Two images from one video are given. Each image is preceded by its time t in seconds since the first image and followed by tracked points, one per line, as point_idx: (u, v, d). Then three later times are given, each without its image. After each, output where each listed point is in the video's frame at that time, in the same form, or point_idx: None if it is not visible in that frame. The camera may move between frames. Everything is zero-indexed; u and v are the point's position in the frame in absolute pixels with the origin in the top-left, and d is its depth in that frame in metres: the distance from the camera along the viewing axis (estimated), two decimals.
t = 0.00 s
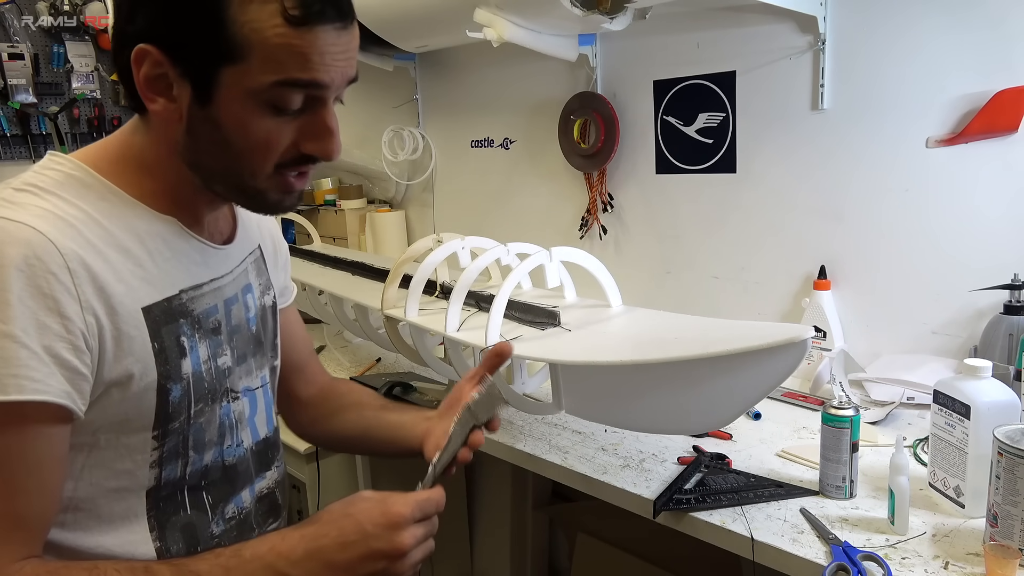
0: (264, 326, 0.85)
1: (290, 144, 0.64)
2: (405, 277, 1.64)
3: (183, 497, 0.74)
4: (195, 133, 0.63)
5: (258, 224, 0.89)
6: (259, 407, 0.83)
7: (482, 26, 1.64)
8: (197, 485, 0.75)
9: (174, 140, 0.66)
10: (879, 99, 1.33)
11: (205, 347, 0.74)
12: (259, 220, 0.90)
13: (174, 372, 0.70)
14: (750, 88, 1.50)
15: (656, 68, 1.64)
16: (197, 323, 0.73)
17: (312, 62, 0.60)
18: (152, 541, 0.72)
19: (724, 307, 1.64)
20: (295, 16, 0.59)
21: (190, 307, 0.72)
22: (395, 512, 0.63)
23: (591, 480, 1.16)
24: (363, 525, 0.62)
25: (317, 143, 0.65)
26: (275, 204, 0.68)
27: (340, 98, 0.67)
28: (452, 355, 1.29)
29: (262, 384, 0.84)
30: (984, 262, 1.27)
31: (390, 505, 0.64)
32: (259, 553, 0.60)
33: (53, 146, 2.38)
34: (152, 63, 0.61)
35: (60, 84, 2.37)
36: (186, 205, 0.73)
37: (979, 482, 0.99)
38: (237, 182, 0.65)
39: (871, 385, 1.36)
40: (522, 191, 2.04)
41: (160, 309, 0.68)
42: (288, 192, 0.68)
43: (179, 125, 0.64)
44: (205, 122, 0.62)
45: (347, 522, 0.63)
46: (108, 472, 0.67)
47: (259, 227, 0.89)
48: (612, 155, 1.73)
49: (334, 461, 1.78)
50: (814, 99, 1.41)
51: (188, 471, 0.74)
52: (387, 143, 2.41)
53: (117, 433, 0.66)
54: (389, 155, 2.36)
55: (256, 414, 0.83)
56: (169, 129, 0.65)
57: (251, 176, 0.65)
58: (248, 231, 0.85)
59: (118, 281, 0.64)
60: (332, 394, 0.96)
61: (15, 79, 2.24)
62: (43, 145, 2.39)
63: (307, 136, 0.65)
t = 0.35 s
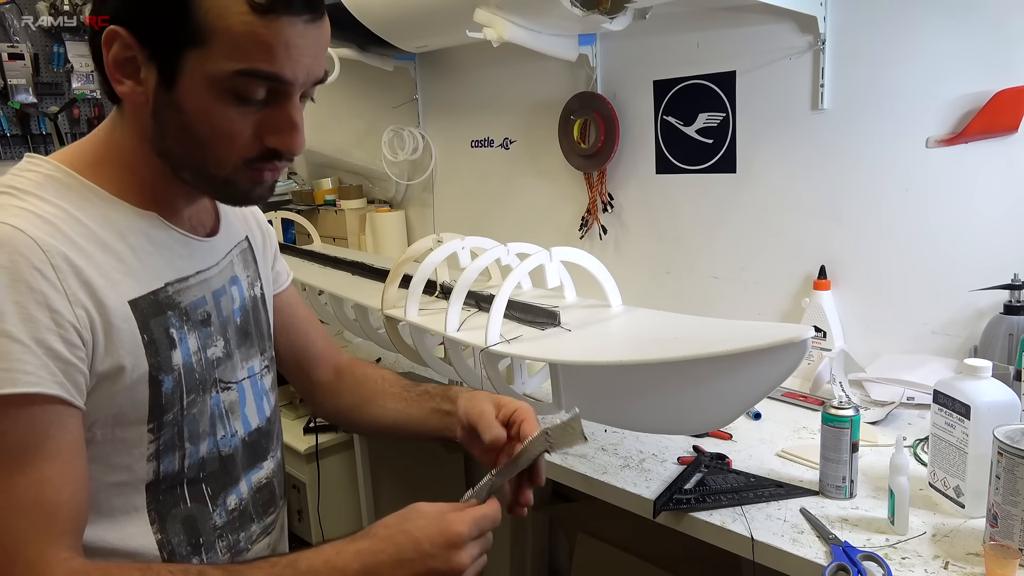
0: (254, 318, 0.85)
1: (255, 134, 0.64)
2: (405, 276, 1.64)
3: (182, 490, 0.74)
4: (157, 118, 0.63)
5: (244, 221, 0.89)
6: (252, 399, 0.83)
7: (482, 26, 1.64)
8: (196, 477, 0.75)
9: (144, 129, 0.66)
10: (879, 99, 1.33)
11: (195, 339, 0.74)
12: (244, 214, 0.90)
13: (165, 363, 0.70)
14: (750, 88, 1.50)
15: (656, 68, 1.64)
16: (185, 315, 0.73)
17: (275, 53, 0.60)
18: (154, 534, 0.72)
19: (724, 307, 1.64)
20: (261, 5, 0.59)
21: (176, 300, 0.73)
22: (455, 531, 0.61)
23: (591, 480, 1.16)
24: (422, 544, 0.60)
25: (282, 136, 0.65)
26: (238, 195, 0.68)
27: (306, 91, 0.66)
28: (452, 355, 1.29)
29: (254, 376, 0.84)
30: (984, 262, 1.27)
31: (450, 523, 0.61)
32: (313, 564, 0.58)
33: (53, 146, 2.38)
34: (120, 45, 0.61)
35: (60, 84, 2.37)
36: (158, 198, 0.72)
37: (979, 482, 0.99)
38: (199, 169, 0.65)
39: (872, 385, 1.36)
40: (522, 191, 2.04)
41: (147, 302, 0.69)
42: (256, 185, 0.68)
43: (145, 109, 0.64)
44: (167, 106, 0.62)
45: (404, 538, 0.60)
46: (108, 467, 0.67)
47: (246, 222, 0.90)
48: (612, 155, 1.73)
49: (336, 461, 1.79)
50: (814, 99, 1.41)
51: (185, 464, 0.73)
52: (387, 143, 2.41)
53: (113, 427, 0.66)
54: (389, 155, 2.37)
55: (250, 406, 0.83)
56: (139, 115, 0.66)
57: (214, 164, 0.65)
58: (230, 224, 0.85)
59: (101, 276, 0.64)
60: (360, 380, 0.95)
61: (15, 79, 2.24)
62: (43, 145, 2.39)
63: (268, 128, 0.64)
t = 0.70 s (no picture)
0: (244, 315, 0.84)
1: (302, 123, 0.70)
2: (405, 277, 1.64)
3: (184, 489, 0.73)
4: (217, 119, 0.65)
5: (232, 215, 0.89)
6: (248, 394, 0.82)
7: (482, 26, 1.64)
8: (197, 476, 0.74)
9: (167, 132, 0.65)
10: (879, 99, 1.33)
11: (189, 339, 0.73)
12: (229, 209, 0.89)
13: (159, 366, 0.68)
14: (750, 88, 1.50)
15: (656, 68, 1.64)
16: (178, 316, 0.72)
17: (329, 42, 0.67)
18: (156, 535, 0.71)
19: (724, 307, 1.64)
20: None
21: (169, 301, 0.71)
22: (444, 515, 0.61)
23: (591, 480, 1.16)
24: (410, 529, 0.59)
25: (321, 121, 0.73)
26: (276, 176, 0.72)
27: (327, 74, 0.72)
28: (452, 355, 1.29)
29: (247, 371, 0.84)
30: (984, 262, 1.27)
31: (437, 507, 0.61)
32: (300, 558, 0.57)
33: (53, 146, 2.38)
34: (188, 53, 0.61)
35: (60, 84, 2.38)
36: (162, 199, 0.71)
37: (979, 483, 0.99)
38: (249, 161, 0.68)
39: (871, 385, 1.36)
40: (522, 191, 2.04)
41: (139, 305, 0.67)
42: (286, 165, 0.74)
43: (191, 113, 0.64)
44: (235, 107, 0.64)
45: (393, 525, 0.59)
46: (108, 472, 0.66)
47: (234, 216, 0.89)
48: (612, 155, 1.73)
49: (336, 460, 1.78)
50: (814, 99, 1.41)
51: (185, 464, 0.72)
52: (387, 143, 2.41)
53: (110, 433, 0.65)
54: (389, 155, 2.37)
55: (247, 402, 0.82)
56: (164, 119, 0.64)
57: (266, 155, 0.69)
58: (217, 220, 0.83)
59: (104, 277, 0.64)
60: (324, 358, 0.98)
61: (15, 79, 2.24)
62: (43, 145, 2.39)
63: (313, 111, 0.70)
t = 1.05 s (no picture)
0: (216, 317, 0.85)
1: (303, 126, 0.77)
2: (405, 276, 1.64)
3: (185, 495, 0.74)
4: (260, 141, 0.69)
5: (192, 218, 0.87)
6: (223, 394, 0.84)
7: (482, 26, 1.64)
8: (193, 480, 0.76)
9: (200, 154, 0.66)
10: (879, 99, 1.33)
11: (198, 352, 0.74)
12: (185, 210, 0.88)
13: (185, 384, 0.69)
14: (750, 88, 1.50)
15: (656, 68, 1.64)
16: (191, 331, 0.73)
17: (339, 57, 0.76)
18: (166, 542, 0.72)
19: (724, 307, 1.64)
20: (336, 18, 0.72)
21: (183, 317, 0.72)
22: (467, 549, 0.74)
23: (591, 480, 1.16)
24: (440, 562, 0.72)
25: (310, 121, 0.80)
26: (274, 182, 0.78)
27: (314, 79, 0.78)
28: (452, 354, 1.29)
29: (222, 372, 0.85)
30: (984, 262, 1.27)
31: (462, 543, 0.74)
32: None
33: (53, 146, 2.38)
34: (261, 86, 0.64)
35: (60, 84, 2.38)
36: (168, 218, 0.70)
37: (979, 482, 0.99)
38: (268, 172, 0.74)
39: (871, 385, 1.37)
40: (522, 191, 2.04)
41: (167, 327, 0.67)
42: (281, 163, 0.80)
43: (238, 138, 0.66)
44: (277, 127, 0.69)
45: (425, 558, 0.71)
46: (134, 488, 0.66)
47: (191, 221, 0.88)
48: (612, 155, 1.73)
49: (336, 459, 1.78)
50: (814, 99, 1.41)
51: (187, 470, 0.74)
52: (387, 143, 2.41)
53: (139, 451, 0.65)
54: (389, 155, 2.37)
55: (222, 401, 0.84)
56: (201, 142, 0.65)
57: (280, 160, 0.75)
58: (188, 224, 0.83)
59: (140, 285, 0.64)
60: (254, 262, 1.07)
61: (15, 79, 2.24)
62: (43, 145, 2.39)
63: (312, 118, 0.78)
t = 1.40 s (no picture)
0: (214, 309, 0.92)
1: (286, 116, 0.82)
2: (405, 277, 1.64)
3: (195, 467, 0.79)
4: (260, 135, 0.74)
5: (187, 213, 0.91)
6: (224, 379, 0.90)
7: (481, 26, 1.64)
8: (201, 454, 0.80)
9: (206, 148, 0.70)
10: (879, 99, 1.33)
11: (200, 332, 0.79)
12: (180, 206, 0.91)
13: (192, 358, 0.75)
14: (750, 88, 1.50)
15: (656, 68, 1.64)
16: (195, 312, 0.78)
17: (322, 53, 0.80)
18: (178, 512, 0.76)
19: (724, 307, 1.64)
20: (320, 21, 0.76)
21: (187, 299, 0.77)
22: (452, 509, 0.74)
23: (591, 480, 1.16)
24: (427, 521, 0.72)
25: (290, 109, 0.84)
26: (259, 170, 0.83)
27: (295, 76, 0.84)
28: (452, 354, 1.29)
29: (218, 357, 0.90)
30: (985, 262, 1.27)
31: (447, 504, 0.74)
32: (342, 548, 0.66)
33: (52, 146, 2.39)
34: (266, 89, 0.69)
35: (60, 84, 2.38)
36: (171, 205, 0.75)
37: (979, 482, 0.99)
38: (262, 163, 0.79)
39: (872, 385, 1.37)
40: (522, 191, 2.04)
41: (176, 305, 0.73)
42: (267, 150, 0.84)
43: (242, 134, 0.71)
44: (274, 123, 0.75)
45: (412, 518, 0.71)
46: (147, 459, 0.69)
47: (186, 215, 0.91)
48: (612, 154, 1.73)
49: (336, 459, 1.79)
50: (814, 99, 1.41)
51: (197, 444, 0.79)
52: (387, 143, 2.41)
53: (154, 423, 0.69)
54: (389, 155, 2.37)
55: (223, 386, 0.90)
56: (209, 138, 0.69)
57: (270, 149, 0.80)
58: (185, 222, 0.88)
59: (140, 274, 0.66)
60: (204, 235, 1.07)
61: (15, 79, 2.24)
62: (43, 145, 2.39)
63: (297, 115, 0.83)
